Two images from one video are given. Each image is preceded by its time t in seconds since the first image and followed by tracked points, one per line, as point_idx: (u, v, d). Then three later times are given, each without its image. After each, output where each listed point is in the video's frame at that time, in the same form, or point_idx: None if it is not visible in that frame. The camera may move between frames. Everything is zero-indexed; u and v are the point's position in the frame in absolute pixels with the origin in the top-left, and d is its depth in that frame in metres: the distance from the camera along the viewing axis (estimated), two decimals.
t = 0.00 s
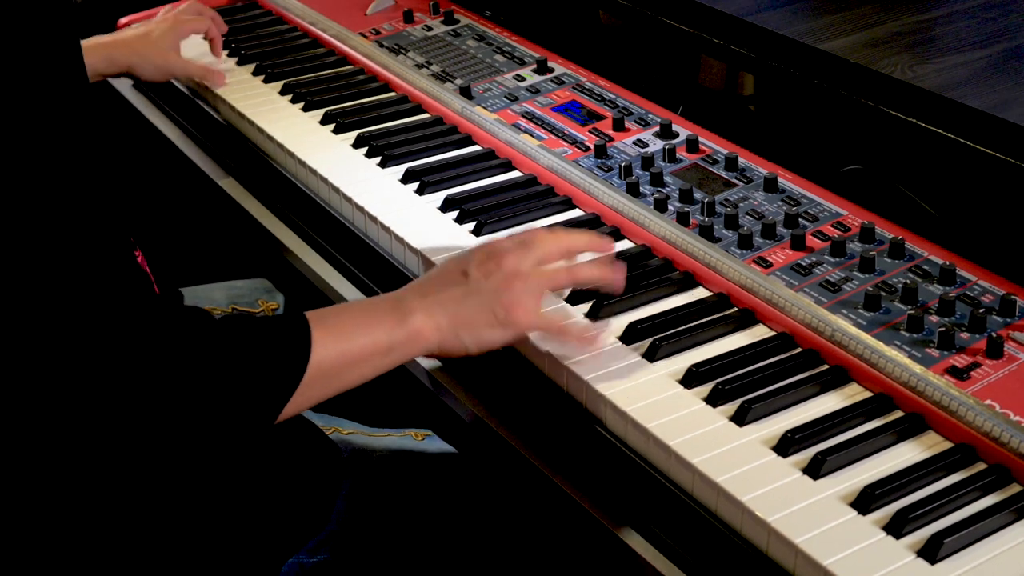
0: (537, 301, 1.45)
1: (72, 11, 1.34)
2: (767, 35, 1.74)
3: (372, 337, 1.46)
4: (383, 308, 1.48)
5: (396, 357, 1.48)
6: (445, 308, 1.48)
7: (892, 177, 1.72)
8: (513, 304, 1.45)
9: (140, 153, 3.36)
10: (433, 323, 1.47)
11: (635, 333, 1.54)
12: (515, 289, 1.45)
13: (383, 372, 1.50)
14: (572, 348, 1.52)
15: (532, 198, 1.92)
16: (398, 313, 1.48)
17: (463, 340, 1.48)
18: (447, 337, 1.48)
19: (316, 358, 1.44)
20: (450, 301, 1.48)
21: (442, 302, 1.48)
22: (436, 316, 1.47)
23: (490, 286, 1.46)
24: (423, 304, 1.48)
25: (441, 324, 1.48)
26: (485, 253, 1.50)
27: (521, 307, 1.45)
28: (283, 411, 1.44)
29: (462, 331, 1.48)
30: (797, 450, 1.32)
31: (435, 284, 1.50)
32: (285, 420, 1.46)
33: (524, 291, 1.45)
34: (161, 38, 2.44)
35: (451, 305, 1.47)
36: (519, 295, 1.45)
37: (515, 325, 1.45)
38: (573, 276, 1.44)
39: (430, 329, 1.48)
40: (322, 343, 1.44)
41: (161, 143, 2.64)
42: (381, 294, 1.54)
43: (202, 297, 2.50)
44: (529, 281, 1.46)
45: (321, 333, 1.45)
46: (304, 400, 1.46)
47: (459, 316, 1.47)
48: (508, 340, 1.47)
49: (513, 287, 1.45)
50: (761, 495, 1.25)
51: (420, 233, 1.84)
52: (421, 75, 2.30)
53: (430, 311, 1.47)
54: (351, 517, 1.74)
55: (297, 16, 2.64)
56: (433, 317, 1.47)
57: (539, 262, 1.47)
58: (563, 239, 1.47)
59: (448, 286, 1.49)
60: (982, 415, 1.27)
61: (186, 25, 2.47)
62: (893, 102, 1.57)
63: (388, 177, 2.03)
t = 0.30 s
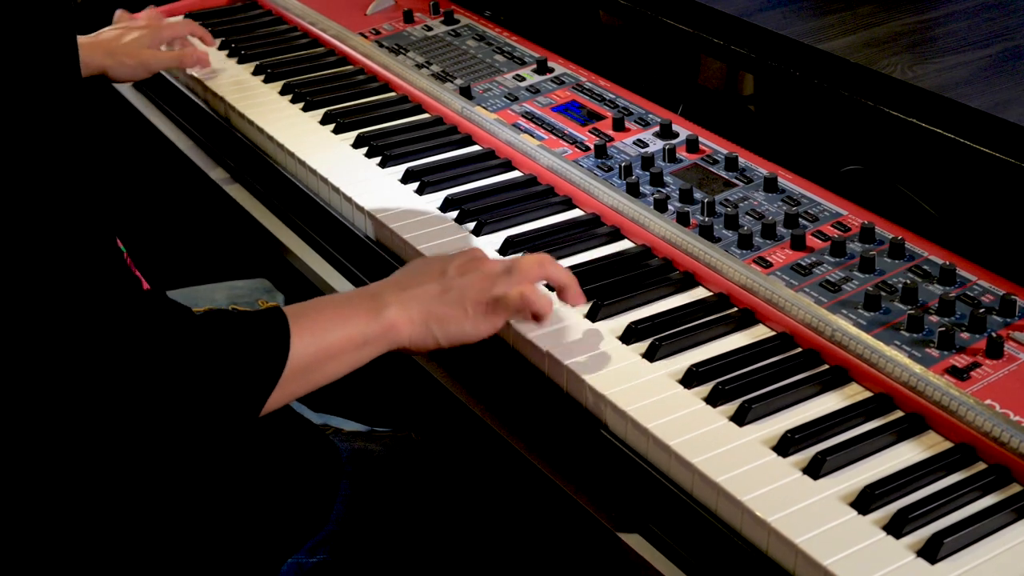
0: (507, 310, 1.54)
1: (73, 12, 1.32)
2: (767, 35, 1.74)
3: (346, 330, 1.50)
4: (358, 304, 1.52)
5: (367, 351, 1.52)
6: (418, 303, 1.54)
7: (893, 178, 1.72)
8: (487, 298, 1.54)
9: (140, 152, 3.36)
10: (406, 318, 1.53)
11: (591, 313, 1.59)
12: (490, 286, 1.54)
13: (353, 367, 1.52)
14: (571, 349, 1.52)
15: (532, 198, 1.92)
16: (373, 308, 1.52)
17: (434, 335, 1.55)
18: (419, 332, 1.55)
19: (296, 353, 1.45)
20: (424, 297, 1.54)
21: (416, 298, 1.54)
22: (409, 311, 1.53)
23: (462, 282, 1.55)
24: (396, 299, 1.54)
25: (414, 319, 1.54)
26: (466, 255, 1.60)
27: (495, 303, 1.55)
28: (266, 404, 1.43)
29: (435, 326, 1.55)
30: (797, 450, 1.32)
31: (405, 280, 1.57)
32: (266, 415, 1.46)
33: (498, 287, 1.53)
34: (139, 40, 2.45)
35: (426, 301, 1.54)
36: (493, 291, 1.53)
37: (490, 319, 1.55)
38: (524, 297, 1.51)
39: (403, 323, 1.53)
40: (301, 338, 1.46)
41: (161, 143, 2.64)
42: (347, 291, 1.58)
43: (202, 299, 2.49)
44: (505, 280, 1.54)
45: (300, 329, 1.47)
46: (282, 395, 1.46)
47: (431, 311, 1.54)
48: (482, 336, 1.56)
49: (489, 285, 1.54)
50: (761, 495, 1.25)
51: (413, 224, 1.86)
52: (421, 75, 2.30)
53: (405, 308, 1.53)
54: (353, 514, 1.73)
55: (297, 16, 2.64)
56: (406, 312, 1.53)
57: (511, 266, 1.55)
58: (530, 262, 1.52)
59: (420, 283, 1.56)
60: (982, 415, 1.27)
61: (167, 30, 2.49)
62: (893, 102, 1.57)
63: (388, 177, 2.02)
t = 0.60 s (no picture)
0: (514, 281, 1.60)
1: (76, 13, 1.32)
2: (766, 35, 1.74)
3: (370, 295, 1.59)
4: (378, 268, 1.62)
5: (388, 312, 1.62)
6: (434, 265, 1.63)
7: (892, 177, 1.72)
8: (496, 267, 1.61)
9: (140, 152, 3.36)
10: (422, 278, 1.62)
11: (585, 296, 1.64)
12: (502, 260, 1.61)
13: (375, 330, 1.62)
14: (571, 350, 1.52)
15: (532, 198, 1.92)
16: (392, 270, 1.62)
17: (447, 296, 1.63)
18: (434, 293, 1.63)
19: (327, 319, 1.56)
20: (440, 261, 1.63)
21: (431, 261, 1.63)
22: (425, 273, 1.62)
23: (475, 251, 1.62)
24: (413, 261, 1.63)
25: (429, 279, 1.62)
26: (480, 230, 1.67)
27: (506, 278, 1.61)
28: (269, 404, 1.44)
29: (448, 288, 1.62)
30: (797, 450, 1.32)
31: (422, 245, 1.66)
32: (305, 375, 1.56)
33: (509, 258, 1.61)
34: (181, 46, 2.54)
35: (440, 263, 1.63)
36: (505, 264, 1.60)
37: (499, 284, 1.60)
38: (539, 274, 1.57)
39: (419, 284, 1.62)
40: (331, 304, 1.56)
41: (161, 143, 2.64)
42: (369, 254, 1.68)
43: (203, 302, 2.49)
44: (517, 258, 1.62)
45: (329, 295, 1.57)
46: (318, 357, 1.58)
47: (444, 273, 1.62)
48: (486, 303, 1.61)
49: (501, 258, 1.62)
50: (761, 495, 1.25)
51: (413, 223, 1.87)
52: (421, 75, 2.30)
53: (421, 269, 1.62)
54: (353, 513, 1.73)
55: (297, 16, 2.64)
56: (423, 273, 1.62)
57: (526, 245, 1.63)
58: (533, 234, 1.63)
59: (436, 248, 1.65)
60: (982, 415, 1.27)
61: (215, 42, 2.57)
62: (893, 102, 1.57)
63: (388, 177, 2.02)
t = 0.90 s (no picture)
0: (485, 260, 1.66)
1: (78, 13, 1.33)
2: (766, 35, 1.74)
3: (341, 289, 1.62)
4: (348, 261, 1.65)
5: (361, 305, 1.65)
6: (407, 256, 1.66)
7: (892, 177, 1.72)
8: (466, 252, 1.66)
9: (140, 150, 3.35)
10: (396, 270, 1.65)
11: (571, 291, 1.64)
12: (474, 240, 1.65)
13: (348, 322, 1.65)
14: (571, 350, 1.52)
15: (532, 198, 1.92)
16: (363, 263, 1.65)
17: (420, 284, 1.67)
18: (408, 284, 1.67)
19: (291, 317, 1.57)
20: (412, 251, 1.66)
21: (403, 253, 1.66)
22: (398, 265, 1.65)
23: (446, 239, 1.66)
24: (386, 253, 1.66)
25: (401, 271, 1.66)
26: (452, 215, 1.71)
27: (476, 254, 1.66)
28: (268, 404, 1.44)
29: (420, 277, 1.67)
30: (797, 450, 1.32)
31: (396, 237, 1.70)
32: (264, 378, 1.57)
33: (480, 240, 1.64)
34: (185, 74, 2.36)
35: (412, 253, 1.66)
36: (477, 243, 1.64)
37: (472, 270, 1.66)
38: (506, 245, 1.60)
39: (392, 276, 1.65)
40: (297, 300, 1.58)
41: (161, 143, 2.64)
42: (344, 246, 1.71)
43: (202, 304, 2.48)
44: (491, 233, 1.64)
45: (295, 293, 1.58)
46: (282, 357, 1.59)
47: (417, 264, 1.66)
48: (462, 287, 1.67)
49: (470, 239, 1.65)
50: (761, 495, 1.25)
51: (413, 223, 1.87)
52: (421, 75, 2.30)
53: (395, 260, 1.65)
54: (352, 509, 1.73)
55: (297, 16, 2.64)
56: (397, 266, 1.65)
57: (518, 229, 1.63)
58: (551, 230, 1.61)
59: (409, 238, 1.68)
60: (982, 415, 1.27)
61: (218, 69, 2.36)
62: (893, 102, 1.57)
63: (388, 177, 2.02)
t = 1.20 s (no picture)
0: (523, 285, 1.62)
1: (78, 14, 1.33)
2: (767, 35, 1.74)
3: (379, 274, 1.62)
4: (386, 247, 1.65)
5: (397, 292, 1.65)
6: (443, 248, 1.66)
7: (892, 177, 1.72)
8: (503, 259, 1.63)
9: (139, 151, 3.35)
10: (431, 260, 1.65)
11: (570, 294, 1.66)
12: (512, 254, 1.63)
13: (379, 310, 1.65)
14: (572, 350, 1.52)
15: (532, 198, 1.92)
16: (401, 250, 1.65)
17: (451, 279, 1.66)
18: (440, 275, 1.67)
19: (334, 298, 1.58)
20: (448, 243, 1.66)
21: (439, 243, 1.66)
22: (435, 254, 1.65)
23: (487, 241, 1.65)
24: (423, 242, 1.66)
25: (436, 261, 1.66)
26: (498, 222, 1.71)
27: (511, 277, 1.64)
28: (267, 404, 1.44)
29: (453, 270, 1.66)
30: (797, 450, 1.32)
31: (435, 227, 1.70)
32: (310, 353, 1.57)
33: (519, 257, 1.63)
34: (171, 76, 2.34)
35: (450, 247, 1.66)
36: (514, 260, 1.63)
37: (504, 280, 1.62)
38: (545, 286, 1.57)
39: (428, 264, 1.65)
40: (339, 282, 1.59)
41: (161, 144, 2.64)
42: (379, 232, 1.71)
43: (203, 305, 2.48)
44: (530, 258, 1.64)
45: (337, 273, 1.59)
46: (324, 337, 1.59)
47: (453, 255, 1.65)
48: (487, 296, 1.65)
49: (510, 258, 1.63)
50: (761, 495, 1.25)
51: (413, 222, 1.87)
52: (421, 75, 2.30)
53: (430, 250, 1.65)
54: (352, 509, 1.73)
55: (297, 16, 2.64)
56: (432, 254, 1.65)
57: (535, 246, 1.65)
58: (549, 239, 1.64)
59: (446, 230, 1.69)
60: (982, 415, 1.27)
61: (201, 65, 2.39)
62: (893, 102, 1.57)
63: (388, 177, 2.02)
